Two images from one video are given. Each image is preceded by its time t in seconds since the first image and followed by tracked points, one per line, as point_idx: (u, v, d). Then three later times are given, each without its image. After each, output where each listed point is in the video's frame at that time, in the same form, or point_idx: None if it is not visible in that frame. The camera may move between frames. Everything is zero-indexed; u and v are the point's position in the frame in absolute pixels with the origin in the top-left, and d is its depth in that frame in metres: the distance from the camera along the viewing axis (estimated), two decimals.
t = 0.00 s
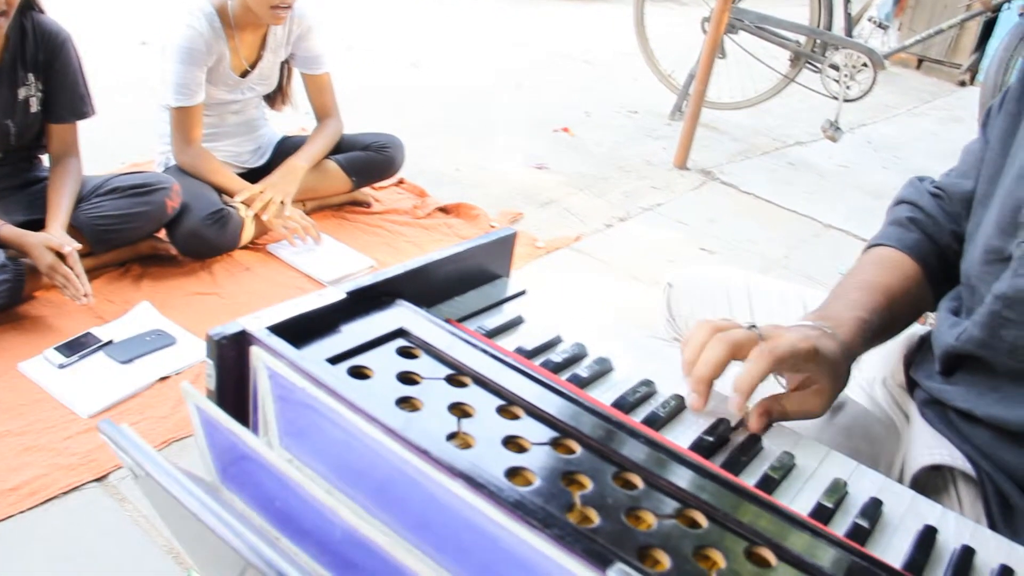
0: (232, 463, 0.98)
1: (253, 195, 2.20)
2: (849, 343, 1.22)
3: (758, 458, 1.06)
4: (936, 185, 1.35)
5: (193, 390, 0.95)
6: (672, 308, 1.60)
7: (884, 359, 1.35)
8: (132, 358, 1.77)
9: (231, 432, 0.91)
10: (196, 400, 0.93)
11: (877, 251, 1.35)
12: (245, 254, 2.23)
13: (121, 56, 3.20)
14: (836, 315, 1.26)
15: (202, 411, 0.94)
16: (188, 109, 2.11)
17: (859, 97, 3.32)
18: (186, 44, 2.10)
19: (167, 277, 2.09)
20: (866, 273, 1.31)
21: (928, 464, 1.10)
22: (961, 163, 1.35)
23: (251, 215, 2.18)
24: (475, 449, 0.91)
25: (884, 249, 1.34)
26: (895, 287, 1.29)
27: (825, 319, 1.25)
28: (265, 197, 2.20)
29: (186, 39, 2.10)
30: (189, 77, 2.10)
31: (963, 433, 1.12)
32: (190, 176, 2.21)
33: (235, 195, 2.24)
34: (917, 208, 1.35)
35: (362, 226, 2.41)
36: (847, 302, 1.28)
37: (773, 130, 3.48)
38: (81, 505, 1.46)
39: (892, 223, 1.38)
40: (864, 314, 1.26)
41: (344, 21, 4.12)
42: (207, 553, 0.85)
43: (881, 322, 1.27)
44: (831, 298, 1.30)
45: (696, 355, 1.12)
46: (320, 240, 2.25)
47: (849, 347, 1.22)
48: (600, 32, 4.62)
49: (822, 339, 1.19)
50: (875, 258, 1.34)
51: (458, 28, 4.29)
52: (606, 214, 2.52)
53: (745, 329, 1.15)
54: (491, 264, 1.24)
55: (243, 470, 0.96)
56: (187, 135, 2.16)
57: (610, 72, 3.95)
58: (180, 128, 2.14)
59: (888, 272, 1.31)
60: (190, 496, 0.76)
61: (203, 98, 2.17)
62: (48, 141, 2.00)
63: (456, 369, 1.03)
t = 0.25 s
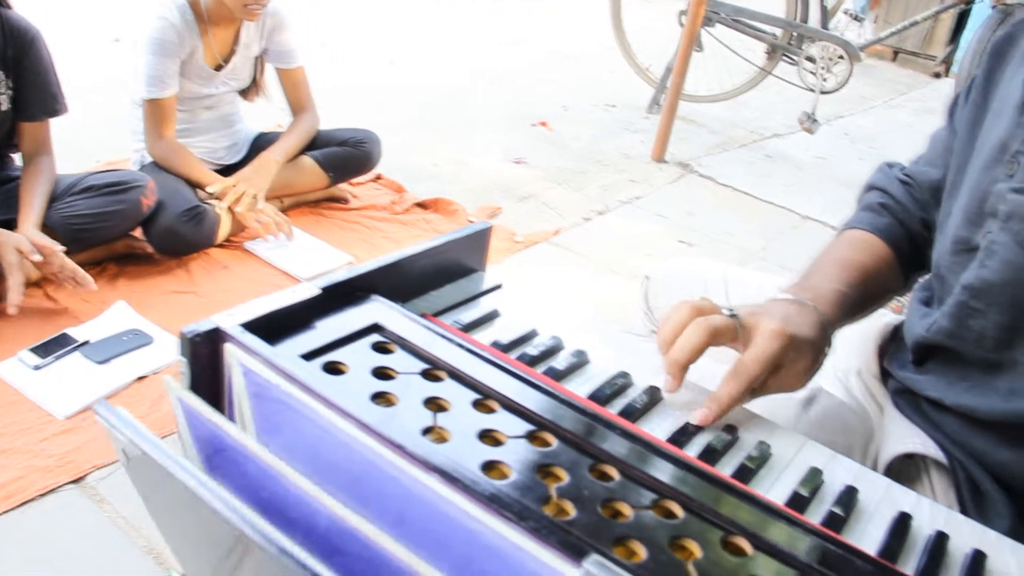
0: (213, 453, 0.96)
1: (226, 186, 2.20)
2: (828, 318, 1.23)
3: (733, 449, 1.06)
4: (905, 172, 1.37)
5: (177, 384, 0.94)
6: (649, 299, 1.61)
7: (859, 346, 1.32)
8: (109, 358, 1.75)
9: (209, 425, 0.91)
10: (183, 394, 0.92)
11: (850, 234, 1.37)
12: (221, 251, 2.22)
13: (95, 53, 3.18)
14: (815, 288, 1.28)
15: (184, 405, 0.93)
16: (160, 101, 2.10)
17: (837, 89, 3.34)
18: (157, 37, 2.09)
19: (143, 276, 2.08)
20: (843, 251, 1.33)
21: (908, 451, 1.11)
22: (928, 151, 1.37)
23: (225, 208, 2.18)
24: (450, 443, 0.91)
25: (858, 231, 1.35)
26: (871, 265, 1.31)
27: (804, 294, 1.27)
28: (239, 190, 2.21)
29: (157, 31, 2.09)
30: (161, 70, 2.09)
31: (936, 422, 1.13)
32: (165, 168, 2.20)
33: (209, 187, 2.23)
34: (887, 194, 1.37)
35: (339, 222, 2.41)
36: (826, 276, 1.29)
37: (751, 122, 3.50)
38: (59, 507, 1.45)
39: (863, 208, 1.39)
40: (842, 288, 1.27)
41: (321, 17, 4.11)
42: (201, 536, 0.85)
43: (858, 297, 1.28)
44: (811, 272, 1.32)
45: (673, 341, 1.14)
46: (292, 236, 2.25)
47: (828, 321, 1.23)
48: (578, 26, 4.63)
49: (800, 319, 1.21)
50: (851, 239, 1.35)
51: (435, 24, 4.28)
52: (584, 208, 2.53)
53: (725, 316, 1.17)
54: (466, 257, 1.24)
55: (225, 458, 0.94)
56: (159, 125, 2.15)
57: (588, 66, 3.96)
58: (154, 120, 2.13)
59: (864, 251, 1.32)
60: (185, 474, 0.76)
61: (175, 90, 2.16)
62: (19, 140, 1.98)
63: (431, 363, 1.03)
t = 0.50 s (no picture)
0: (181, 457, 0.97)
1: (208, 185, 2.22)
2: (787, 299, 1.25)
3: (712, 439, 1.06)
4: (873, 155, 1.41)
5: (143, 386, 0.95)
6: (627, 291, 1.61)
7: (836, 334, 1.32)
8: (87, 357, 1.74)
9: (179, 429, 0.91)
10: (144, 397, 0.93)
11: (816, 216, 1.40)
12: (200, 247, 2.20)
13: (71, 49, 3.15)
14: (775, 271, 1.30)
15: (150, 409, 0.94)
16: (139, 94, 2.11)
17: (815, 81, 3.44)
18: (132, 28, 2.10)
19: (121, 273, 2.06)
20: (807, 233, 1.36)
21: (884, 439, 1.12)
22: (896, 136, 1.41)
23: (205, 207, 2.18)
24: (428, 437, 0.91)
25: (825, 214, 1.39)
26: (833, 248, 1.34)
27: (766, 276, 1.28)
28: (220, 188, 2.22)
29: (132, 23, 2.10)
30: (137, 62, 2.10)
31: (912, 410, 1.15)
32: (147, 163, 2.19)
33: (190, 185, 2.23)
34: (855, 176, 1.41)
35: (319, 218, 2.40)
36: (788, 260, 1.32)
37: (730, 115, 3.53)
38: (39, 506, 1.44)
39: (832, 190, 1.43)
40: (801, 270, 1.30)
41: (300, 12, 4.10)
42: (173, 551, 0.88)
43: (819, 279, 1.31)
44: (773, 256, 1.34)
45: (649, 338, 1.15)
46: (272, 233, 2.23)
47: (787, 303, 1.26)
48: (557, 20, 4.64)
49: (767, 305, 1.21)
50: (818, 221, 1.38)
51: (415, 18, 4.28)
52: (565, 201, 2.53)
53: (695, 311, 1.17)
54: (443, 251, 1.25)
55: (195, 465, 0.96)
56: (140, 118, 2.15)
57: (568, 60, 3.98)
58: (134, 114, 2.13)
59: (828, 234, 1.35)
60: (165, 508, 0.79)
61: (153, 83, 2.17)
62: None
63: (409, 357, 1.03)
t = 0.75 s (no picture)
0: (150, 457, 0.96)
1: (175, 184, 2.21)
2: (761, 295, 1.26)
3: (681, 428, 1.07)
4: (835, 147, 1.42)
5: (109, 388, 0.93)
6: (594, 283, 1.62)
7: (804, 326, 1.34)
8: (53, 359, 1.73)
9: (147, 429, 0.90)
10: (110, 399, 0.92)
11: (781, 211, 1.41)
12: (168, 246, 2.19)
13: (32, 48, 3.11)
14: (748, 269, 1.30)
15: (120, 411, 0.92)
16: (105, 95, 2.08)
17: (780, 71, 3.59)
18: (97, 29, 2.08)
19: (88, 273, 2.05)
20: (775, 229, 1.37)
21: (850, 426, 1.14)
22: (858, 126, 1.42)
23: (173, 207, 2.16)
24: (395, 433, 0.90)
25: (790, 209, 1.40)
26: (802, 243, 1.35)
27: (739, 274, 1.29)
28: (188, 189, 2.20)
29: (97, 23, 2.08)
30: (103, 63, 2.08)
31: (874, 395, 1.16)
32: (110, 164, 2.17)
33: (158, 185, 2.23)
34: (817, 168, 1.43)
35: (290, 215, 2.40)
36: (758, 257, 1.32)
37: (699, 106, 3.60)
38: (8, 510, 1.43)
39: (795, 182, 1.45)
40: (774, 268, 1.30)
41: (267, 8, 4.09)
42: (139, 551, 0.87)
43: (790, 275, 1.31)
44: (743, 253, 1.35)
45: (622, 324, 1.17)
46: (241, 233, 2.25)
47: (760, 298, 1.26)
48: (525, 14, 4.68)
49: (741, 300, 1.21)
50: (784, 216, 1.39)
51: (383, 13, 4.30)
52: (534, 194, 2.56)
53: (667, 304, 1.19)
54: (409, 246, 1.25)
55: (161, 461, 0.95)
56: (105, 120, 2.12)
57: (536, 54, 4.03)
58: (99, 114, 2.11)
59: (795, 229, 1.36)
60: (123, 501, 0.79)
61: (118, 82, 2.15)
62: None
63: (375, 353, 1.03)
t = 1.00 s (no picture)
0: (100, 459, 0.93)
1: (128, 187, 2.20)
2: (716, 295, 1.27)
3: (634, 420, 1.07)
4: (785, 141, 1.44)
5: (59, 394, 0.90)
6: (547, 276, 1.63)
7: (757, 311, 1.36)
8: (7, 366, 1.70)
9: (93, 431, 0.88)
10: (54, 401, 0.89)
11: (737, 207, 1.43)
12: (122, 249, 2.17)
13: None
14: (704, 271, 1.31)
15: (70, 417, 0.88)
16: (54, 99, 2.08)
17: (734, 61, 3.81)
18: (46, 32, 2.07)
19: (40, 279, 2.02)
20: (730, 226, 1.38)
21: (803, 411, 1.16)
22: (806, 118, 1.44)
23: (127, 211, 2.14)
24: (348, 430, 0.89)
25: (745, 205, 1.41)
26: (757, 239, 1.36)
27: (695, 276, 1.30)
28: (143, 194, 2.20)
29: (45, 26, 2.07)
30: (51, 67, 2.07)
31: (828, 380, 1.17)
32: (58, 168, 2.15)
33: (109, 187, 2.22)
34: (770, 163, 1.44)
35: (244, 213, 2.41)
36: (716, 259, 1.33)
37: (655, 97, 3.76)
38: None
39: (748, 178, 1.46)
40: (730, 268, 1.31)
41: (219, 7, 4.09)
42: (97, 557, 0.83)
43: (746, 274, 1.32)
44: (701, 253, 1.35)
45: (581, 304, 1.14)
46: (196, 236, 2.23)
47: (717, 298, 1.27)
48: (478, 11, 4.74)
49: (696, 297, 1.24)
50: (738, 212, 1.41)
51: (337, 11, 4.33)
52: (490, 188, 2.66)
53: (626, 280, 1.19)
54: (361, 243, 1.26)
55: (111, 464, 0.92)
56: (53, 127, 2.11)
57: (490, 49, 4.13)
58: (46, 119, 2.09)
59: (750, 225, 1.38)
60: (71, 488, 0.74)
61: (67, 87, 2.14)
62: None
63: (326, 350, 1.02)
